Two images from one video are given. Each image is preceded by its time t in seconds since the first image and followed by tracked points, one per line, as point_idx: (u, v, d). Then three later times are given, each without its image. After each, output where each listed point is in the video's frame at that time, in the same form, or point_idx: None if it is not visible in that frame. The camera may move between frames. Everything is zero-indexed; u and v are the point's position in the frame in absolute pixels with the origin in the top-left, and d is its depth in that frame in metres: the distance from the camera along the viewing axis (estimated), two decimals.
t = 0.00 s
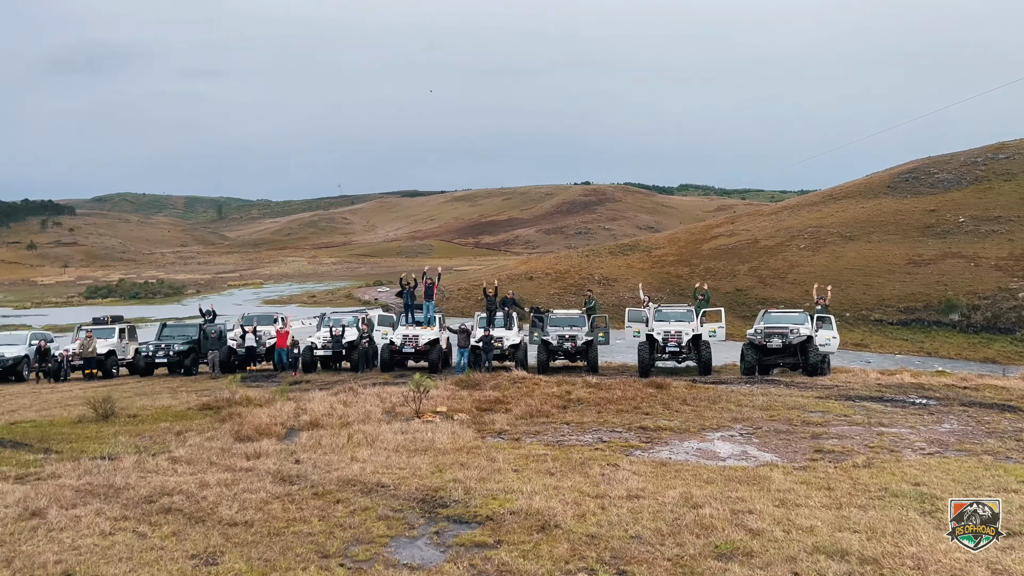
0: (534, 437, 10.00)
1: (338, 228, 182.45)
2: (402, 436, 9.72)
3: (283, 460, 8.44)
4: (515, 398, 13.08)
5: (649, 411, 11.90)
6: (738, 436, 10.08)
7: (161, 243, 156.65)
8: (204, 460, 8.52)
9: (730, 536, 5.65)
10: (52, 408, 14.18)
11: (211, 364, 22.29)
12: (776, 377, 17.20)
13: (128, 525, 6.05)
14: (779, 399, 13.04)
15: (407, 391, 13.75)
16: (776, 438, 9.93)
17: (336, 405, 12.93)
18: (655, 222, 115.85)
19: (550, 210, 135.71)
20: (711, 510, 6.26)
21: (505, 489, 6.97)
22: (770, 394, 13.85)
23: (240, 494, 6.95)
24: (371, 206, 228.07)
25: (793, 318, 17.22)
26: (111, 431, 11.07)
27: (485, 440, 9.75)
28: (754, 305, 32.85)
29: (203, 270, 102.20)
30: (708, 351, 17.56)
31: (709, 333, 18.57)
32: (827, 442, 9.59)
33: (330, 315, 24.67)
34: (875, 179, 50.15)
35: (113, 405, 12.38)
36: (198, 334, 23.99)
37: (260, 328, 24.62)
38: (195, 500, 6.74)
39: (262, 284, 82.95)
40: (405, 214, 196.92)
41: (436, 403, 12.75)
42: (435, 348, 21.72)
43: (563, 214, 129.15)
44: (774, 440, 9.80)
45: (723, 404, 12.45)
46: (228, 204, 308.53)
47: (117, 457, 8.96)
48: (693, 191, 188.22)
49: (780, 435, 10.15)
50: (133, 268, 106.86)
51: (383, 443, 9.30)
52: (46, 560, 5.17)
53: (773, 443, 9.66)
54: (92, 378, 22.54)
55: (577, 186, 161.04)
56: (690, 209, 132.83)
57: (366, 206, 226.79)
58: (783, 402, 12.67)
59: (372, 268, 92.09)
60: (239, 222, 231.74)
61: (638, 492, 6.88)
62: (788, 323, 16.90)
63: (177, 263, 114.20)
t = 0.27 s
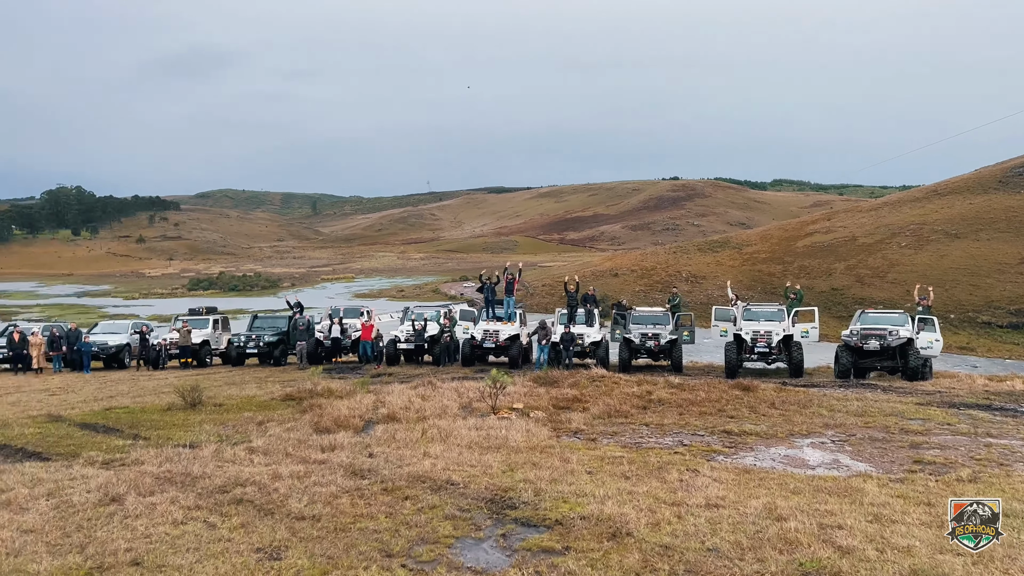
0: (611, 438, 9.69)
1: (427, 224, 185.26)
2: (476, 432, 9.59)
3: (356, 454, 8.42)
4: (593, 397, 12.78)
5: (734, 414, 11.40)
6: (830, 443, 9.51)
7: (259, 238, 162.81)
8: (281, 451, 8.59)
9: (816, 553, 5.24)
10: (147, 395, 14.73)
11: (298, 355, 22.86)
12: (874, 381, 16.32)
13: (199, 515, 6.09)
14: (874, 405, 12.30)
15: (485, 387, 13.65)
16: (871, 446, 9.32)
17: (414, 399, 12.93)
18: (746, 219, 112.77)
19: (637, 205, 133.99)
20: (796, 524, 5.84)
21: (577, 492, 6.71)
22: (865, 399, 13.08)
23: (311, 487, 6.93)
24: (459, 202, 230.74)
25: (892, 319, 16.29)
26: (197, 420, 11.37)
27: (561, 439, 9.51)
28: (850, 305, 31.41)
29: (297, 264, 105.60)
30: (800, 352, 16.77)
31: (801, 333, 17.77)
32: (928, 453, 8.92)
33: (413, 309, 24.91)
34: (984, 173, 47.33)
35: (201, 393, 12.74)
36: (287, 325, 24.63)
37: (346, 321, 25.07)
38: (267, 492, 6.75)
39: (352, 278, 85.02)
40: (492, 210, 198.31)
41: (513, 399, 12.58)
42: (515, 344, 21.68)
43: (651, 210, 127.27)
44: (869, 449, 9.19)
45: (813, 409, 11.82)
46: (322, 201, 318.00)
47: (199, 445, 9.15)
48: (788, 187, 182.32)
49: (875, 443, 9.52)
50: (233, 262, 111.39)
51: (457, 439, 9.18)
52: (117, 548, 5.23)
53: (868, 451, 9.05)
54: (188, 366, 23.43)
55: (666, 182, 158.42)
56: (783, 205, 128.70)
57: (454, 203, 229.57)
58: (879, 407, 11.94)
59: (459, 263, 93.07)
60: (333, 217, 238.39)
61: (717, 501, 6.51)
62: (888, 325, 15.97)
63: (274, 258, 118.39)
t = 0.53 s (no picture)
0: (701, 441, 9.31)
1: (519, 216, 186.00)
2: (559, 430, 9.39)
3: (438, 448, 8.36)
4: (683, 396, 12.37)
5: (834, 419, 10.79)
6: (940, 454, 8.84)
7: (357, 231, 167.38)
8: (364, 442, 8.62)
9: None
10: (243, 382, 15.21)
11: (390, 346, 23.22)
12: (990, 386, 15.20)
13: (279, 505, 6.12)
14: (990, 412, 11.42)
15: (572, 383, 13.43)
16: (986, 458, 8.60)
17: (499, 393, 12.84)
18: (850, 212, 108.16)
19: (735, 198, 130.53)
20: (901, 543, 5.38)
21: (662, 498, 6.42)
22: (979, 405, 12.19)
23: (390, 480, 6.89)
24: (552, 194, 230.70)
25: (1011, 320, 15.12)
26: (287, 408, 11.61)
27: (647, 440, 9.20)
28: (964, 304, 29.54)
29: (393, 256, 107.96)
30: (907, 353, 15.83)
31: (909, 334, 16.70)
32: None
33: (501, 302, 24.91)
34: None
35: (293, 382, 13.03)
36: (379, 316, 25.05)
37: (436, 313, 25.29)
38: (347, 484, 6.74)
39: (446, 270, 86.21)
40: (585, 203, 197.25)
41: (600, 396, 12.31)
42: (604, 339, 21.42)
43: (749, 203, 123.75)
44: (985, 461, 8.49)
45: (922, 415, 11.06)
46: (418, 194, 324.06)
47: (287, 434, 9.30)
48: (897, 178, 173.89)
49: (992, 455, 8.78)
50: (333, 253, 114.95)
51: (540, 437, 9.00)
52: (198, 537, 5.28)
53: (982, 464, 8.36)
54: (285, 354, 24.14)
55: (765, 174, 153.68)
56: (892, 197, 122.79)
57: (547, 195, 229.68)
58: (994, 415, 11.08)
59: (551, 256, 93.03)
60: (428, 210, 242.55)
61: (813, 514, 6.09)
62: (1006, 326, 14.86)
63: (370, 249, 121.38)
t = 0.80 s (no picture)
0: (798, 444, 8.84)
1: (612, 209, 184.37)
2: (647, 427, 9.10)
3: (522, 442, 8.22)
4: (779, 396, 11.82)
5: (945, 424, 10.07)
6: None
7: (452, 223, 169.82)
8: (448, 433, 8.57)
9: None
10: (336, 369, 15.54)
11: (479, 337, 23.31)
12: None
13: (360, 495, 6.11)
14: None
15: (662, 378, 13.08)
16: None
17: (587, 387, 12.62)
18: (966, 204, 102.20)
19: (839, 190, 125.47)
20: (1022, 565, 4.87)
21: (754, 505, 6.07)
22: None
23: (471, 473, 6.79)
24: (647, 186, 227.75)
25: None
26: (375, 396, 11.74)
27: (740, 441, 8.79)
28: None
29: (487, 248, 109.00)
30: None
31: None
32: None
33: (591, 295, 24.64)
34: None
35: (382, 370, 13.19)
36: (470, 307, 25.19)
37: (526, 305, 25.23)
38: (428, 476, 6.68)
39: (538, 262, 86.38)
40: (680, 195, 193.67)
41: (691, 394, 11.90)
42: (697, 335, 20.88)
43: (854, 195, 118.69)
44: None
45: None
46: (512, 186, 326.21)
47: (373, 422, 9.36)
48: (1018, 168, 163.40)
49: None
50: (428, 245, 116.95)
51: (627, 434, 8.75)
52: (279, 524, 5.30)
53: None
54: (378, 343, 24.60)
55: (873, 164, 147.04)
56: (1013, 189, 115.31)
57: (642, 187, 226.98)
58: None
59: (644, 249, 91.73)
60: (521, 202, 243.53)
61: (922, 528, 5.62)
62: None
63: (464, 241, 122.85)
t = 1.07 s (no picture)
0: (900, 453, 8.30)
1: (708, 203, 180.36)
2: (737, 431, 8.74)
3: (604, 442, 8.03)
4: (882, 401, 11.17)
5: None
6: None
7: (544, 217, 169.89)
8: (529, 430, 8.45)
9: None
10: (423, 361, 15.68)
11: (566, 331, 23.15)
12: None
13: (436, 490, 6.05)
14: None
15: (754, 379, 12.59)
16: None
17: (674, 386, 12.28)
18: None
19: (951, 183, 118.78)
20: None
21: (850, 518, 5.69)
22: None
23: (550, 473, 6.64)
24: (744, 180, 221.68)
25: None
26: (460, 389, 11.75)
27: (836, 448, 8.32)
28: None
29: (578, 242, 108.49)
30: None
31: None
32: None
33: (682, 290, 24.07)
34: None
35: (467, 363, 13.21)
36: (557, 301, 25.04)
37: (615, 300, 24.88)
38: (506, 473, 6.58)
39: (630, 256, 85.39)
40: (779, 189, 187.66)
41: (785, 396, 11.40)
42: (794, 334, 20.08)
43: (969, 188, 112.10)
44: None
45: None
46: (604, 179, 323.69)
47: (455, 415, 9.35)
48: None
49: None
50: (519, 238, 117.42)
51: (714, 437, 8.42)
52: (354, 517, 5.29)
53: None
54: (466, 335, 24.76)
55: (990, 156, 138.45)
56: None
57: (739, 181, 221.10)
58: None
59: (740, 244, 89.38)
60: (614, 196, 241.35)
61: None
62: None
63: (555, 235, 122.60)
